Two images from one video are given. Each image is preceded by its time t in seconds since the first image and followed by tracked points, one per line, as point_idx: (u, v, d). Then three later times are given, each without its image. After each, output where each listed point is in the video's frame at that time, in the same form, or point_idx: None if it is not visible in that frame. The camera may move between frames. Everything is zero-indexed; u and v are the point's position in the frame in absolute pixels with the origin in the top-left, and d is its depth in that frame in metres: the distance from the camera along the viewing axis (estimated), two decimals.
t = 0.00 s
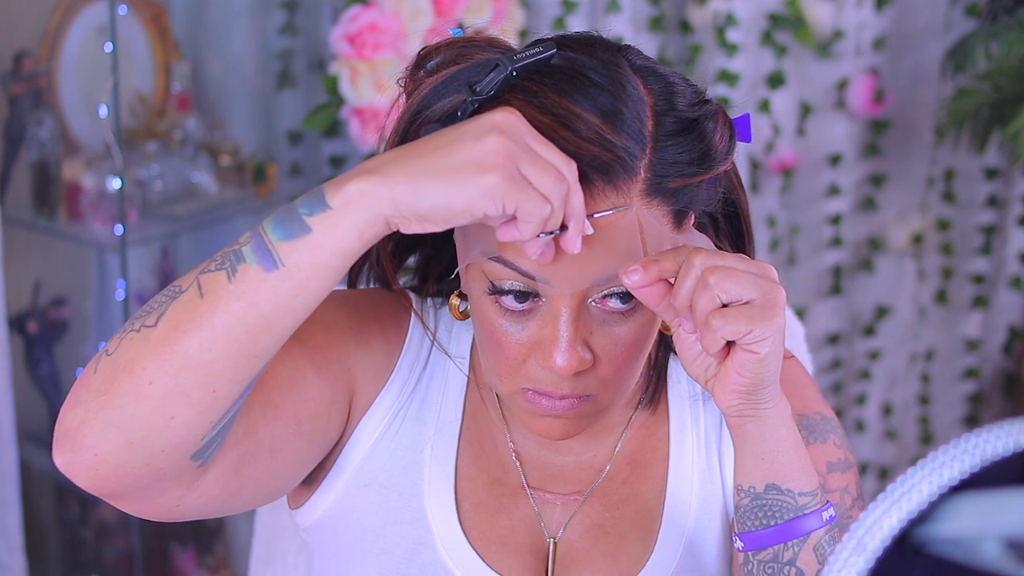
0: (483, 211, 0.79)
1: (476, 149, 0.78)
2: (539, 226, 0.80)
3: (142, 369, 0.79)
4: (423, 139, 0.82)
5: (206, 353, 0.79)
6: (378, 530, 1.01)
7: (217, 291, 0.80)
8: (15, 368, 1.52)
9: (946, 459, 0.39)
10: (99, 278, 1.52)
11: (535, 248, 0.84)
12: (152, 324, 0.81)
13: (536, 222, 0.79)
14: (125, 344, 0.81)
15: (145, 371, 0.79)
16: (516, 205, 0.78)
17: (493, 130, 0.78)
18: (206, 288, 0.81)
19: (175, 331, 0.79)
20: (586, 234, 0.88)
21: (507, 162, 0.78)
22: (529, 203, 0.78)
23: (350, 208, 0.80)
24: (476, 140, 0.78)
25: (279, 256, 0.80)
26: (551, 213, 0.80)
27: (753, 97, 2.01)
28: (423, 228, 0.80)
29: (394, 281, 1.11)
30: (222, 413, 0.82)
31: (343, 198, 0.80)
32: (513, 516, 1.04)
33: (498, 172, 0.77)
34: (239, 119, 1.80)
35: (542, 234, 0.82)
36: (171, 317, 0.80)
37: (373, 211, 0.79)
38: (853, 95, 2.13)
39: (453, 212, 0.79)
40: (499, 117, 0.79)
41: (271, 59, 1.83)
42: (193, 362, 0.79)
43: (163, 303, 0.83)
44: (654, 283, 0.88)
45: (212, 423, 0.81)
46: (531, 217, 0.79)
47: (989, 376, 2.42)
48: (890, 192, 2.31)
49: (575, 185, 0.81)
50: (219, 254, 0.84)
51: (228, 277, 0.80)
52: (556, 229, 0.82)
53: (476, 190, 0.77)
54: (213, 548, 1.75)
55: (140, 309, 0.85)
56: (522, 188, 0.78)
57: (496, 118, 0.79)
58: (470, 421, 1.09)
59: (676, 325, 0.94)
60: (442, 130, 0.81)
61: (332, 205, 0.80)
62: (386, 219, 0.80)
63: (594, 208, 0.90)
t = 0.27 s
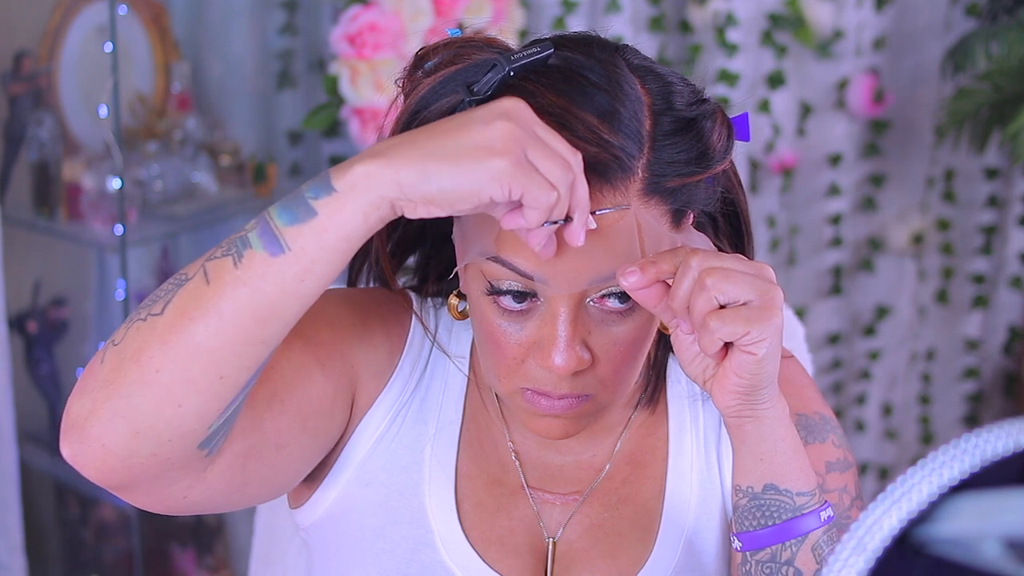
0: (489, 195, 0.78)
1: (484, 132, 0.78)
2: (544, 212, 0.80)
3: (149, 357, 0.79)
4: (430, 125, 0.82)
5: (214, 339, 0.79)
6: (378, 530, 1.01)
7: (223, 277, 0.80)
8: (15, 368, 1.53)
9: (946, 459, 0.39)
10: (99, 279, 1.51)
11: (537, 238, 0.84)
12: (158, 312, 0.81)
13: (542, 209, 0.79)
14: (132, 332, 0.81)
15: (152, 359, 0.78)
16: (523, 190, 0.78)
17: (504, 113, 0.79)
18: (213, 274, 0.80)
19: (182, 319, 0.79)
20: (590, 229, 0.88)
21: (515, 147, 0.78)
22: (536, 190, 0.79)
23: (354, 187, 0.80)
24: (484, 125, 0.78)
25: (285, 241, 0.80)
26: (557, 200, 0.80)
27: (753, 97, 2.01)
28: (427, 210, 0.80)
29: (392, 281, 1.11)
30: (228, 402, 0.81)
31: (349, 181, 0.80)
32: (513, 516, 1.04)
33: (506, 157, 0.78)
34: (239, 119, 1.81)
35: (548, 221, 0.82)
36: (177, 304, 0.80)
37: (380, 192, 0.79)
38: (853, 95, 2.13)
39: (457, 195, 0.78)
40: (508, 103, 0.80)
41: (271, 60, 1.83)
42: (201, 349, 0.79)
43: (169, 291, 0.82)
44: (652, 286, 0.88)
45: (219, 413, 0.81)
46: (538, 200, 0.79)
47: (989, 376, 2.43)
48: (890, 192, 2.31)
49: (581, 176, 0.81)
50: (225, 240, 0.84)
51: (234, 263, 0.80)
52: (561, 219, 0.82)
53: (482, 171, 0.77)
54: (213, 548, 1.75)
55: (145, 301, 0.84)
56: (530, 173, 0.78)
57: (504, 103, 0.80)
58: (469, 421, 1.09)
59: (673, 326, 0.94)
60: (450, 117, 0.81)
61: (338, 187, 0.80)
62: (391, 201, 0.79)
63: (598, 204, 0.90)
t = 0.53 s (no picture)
0: (498, 200, 0.78)
1: (490, 138, 0.78)
2: (555, 217, 0.79)
3: (154, 362, 0.79)
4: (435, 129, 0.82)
5: (219, 345, 0.79)
6: (379, 529, 1.02)
7: (229, 282, 0.80)
8: (15, 368, 1.52)
9: (946, 459, 0.39)
10: (99, 279, 1.51)
11: (547, 243, 0.84)
12: (163, 317, 0.81)
13: (552, 213, 0.79)
14: (137, 336, 0.81)
15: (157, 363, 0.79)
16: (533, 194, 0.78)
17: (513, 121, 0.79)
18: (218, 279, 0.80)
19: (187, 323, 0.79)
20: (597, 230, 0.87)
21: (522, 151, 0.78)
22: (545, 193, 0.78)
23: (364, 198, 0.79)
24: (491, 130, 0.78)
25: (291, 246, 0.80)
26: (567, 203, 0.79)
27: (752, 97, 2.01)
28: (435, 217, 0.80)
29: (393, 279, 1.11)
30: (234, 407, 0.81)
31: (356, 187, 0.80)
32: (515, 516, 1.04)
33: (514, 162, 0.77)
34: (239, 119, 1.80)
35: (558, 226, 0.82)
36: (183, 310, 0.80)
37: (387, 199, 0.79)
38: (853, 95, 2.13)
39: (466, 202, 0.78)
40: (514, 108, 0.79)
41: (271, 60, 1.82)
42: (206, 355, 0.79)
43: (175, 295, 0.82)
44: (658, 286, 0.88)
45: (225, 417, 0.81)
46: (546, 209, 0.78)
47: (989, 376, 2.43)
48: (890, 192, 2.31)
49: (587, 179, 0.80)
50: (231, 245, 0.84)
51: (240, 269, 0.80)
52: (569, 222, 0.82)
53: (490, 179, 0.77)
54: (213, 548, 1.76)
55: (152, 302, 0.85)
56: (539, 178, 0.78)
57: (511, 109, 0.79)
58: (471, 420, 1.08)
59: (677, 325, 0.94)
60: (456, 121, 0.81)
61: (345, 194, 0.80)
62: (398, 208, 0.79)
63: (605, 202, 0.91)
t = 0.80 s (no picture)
0: (459, 112, 0.80)
1: (467, 62, 0.82)
2: (517, 141, 0.80)
3: (112, 207, 0.82)
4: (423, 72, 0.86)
5: (171, 214, 0.81)
6: (390, 529, 1.02)
7: (198, 151, 0.83)
8: (15, 369, 1.45)
9: (946, 459, 0.39)
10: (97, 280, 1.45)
11: (521, 184, 0.84)
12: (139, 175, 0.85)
13: (514, 133, 0.80)
14: (111, 193, 0.85)
15: (113, 209, 0.82)
16: (492, 110, 0.80)
17: (486, 51, 0.83)
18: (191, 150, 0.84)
19: (150, 182, 0.82)
20: (575, 195, 0.88)
21: (491, 70, 0.81)
22: (504, 112, 0.80)
23: (334, 100, 0.82)
24: (469, 57, 0.82)
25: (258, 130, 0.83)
26: (532, 131, 0.81)
27: (752, 97, 2.01)
28: (399, 130, 0.82)
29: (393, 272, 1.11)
30: (170, 273, 0.83)
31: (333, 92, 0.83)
32: (527, 521, 1.04)
33: (481, 77, 0.80)
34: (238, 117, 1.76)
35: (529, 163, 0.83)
36: (151, 173, 0.84)
37: (353, 106, 0.82)
38: (853, 95, 2.13)
39: (431, 114, 0.81)
40: (493, 46, 0.83)
41: (271, 59, 1.80)
42: (162, 217, 0.81)
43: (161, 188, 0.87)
44: (654, 271, 0.91)
45: (159, 282, 0.83)
46: (507, 124, 0.79)
47: (988, 376, 2.44)
48: (890, 193, 2.30)
49: (563, 117, 0.82)
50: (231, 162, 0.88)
51: (212, 142, 0.84)
52: (542, 163, 0.83)
53: (459, 90, 0.80)
54: (213, 548, 1.79)
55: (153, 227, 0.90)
56: (502, 98, 0.80)
57: (491, 46, 0.83)
58: (485, 424, 1.09)
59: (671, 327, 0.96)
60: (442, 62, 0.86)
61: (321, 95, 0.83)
62: (364, 116, 0.82)
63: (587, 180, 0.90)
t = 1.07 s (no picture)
0: (456, 120, 0.80)
1: (464, 70, 0.81)
2: (516, 153, 0.80)
3: (109, 208, 0.82)
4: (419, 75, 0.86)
5: (171, 216, 0.81)
6: (390, 528, 1.01)
7: (197, 152, 0.83)
8: (15, 369, 1.45)
9: (946, 459, 0.39)
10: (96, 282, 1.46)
11: (517, 190, 0.84)
12: (137, 175, 0.85)
13: (513, 147, 0.79)
14: (108, 193, 0.84)
15: (110, 210, 0.82)
16: (490, 121, 0.79)
17: (482, 56, 0.82)
18: (189, 151, 0.84)
19: (148, 182, 0.82)
20: (572, 198, 0.88)
21: (489, 80, 0.80)
22: (501, 124, 0.79)
23: (332, 103, 0.82)
24: (465, 62, 0.81)
25: (253, 132, 0.83)
26: (529, 141, 0.81)
27: (752, 97, 2.01)
28: (396, 135, 0.82)
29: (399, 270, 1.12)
30: (168, 274, 0.83)
31: (330, 96, 0.83)
32: (527, 520, 1.04)
33: (479, 87, 0.79)
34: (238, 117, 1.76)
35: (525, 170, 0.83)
36: (150, 173, 0.83)
37: (348, 111, 0.82)
38: (853, 95, 2.13)
39: (427, 120, 0.80)
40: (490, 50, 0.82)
41: (271, 59, 1.80)
42: (163, 221, 0.81)
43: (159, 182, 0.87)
44: (645, 268, 0.91)
45: (156, 283, 0.83)
46: (505, 133, 0.79)
47: (989, 376, 2.45)
48: (890, 193, 2.31)
49: (560, 124, 0.81)
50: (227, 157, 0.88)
51: (208, 144, 0.83)
52: (538, 170, 0.83)
53: (455, 98, 0.79)
54: (213, 548, 1.79)
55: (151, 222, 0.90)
56: (500, 108, 0.79)
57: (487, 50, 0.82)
58: (486, 424, 1.09)
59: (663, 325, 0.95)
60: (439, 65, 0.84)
61: (317, 97, 0.83)
62: (360, 121, 0.82)
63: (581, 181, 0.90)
